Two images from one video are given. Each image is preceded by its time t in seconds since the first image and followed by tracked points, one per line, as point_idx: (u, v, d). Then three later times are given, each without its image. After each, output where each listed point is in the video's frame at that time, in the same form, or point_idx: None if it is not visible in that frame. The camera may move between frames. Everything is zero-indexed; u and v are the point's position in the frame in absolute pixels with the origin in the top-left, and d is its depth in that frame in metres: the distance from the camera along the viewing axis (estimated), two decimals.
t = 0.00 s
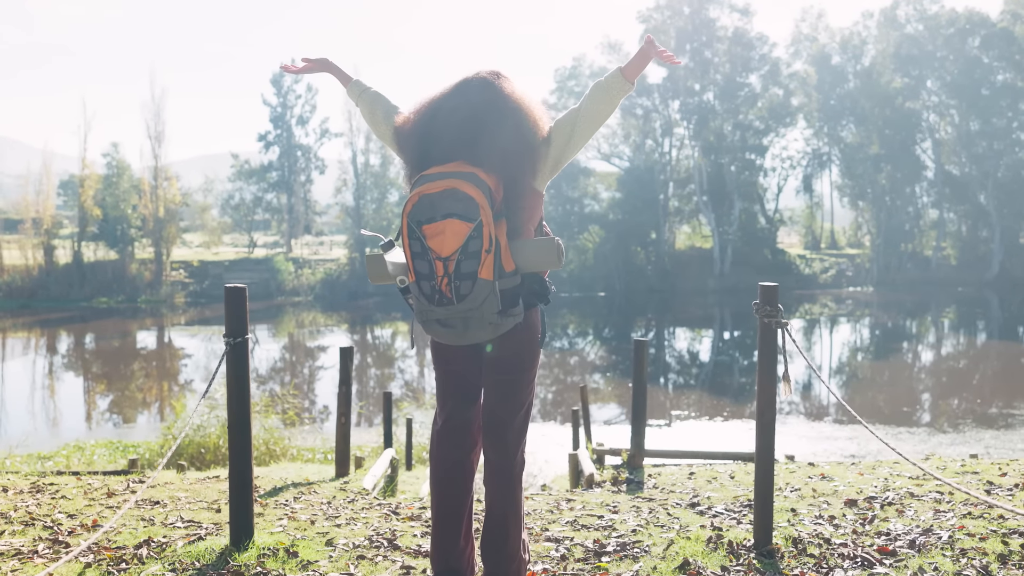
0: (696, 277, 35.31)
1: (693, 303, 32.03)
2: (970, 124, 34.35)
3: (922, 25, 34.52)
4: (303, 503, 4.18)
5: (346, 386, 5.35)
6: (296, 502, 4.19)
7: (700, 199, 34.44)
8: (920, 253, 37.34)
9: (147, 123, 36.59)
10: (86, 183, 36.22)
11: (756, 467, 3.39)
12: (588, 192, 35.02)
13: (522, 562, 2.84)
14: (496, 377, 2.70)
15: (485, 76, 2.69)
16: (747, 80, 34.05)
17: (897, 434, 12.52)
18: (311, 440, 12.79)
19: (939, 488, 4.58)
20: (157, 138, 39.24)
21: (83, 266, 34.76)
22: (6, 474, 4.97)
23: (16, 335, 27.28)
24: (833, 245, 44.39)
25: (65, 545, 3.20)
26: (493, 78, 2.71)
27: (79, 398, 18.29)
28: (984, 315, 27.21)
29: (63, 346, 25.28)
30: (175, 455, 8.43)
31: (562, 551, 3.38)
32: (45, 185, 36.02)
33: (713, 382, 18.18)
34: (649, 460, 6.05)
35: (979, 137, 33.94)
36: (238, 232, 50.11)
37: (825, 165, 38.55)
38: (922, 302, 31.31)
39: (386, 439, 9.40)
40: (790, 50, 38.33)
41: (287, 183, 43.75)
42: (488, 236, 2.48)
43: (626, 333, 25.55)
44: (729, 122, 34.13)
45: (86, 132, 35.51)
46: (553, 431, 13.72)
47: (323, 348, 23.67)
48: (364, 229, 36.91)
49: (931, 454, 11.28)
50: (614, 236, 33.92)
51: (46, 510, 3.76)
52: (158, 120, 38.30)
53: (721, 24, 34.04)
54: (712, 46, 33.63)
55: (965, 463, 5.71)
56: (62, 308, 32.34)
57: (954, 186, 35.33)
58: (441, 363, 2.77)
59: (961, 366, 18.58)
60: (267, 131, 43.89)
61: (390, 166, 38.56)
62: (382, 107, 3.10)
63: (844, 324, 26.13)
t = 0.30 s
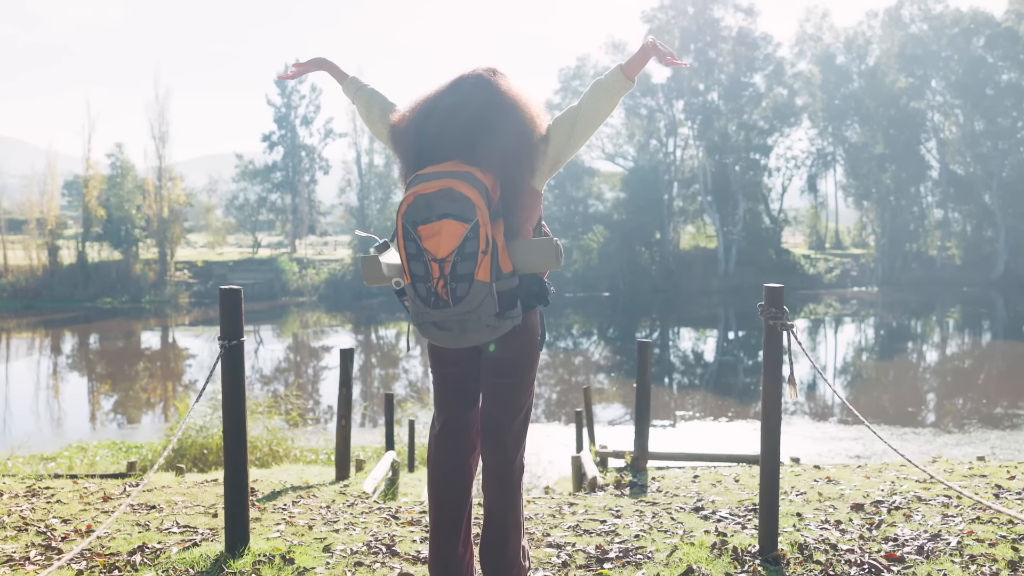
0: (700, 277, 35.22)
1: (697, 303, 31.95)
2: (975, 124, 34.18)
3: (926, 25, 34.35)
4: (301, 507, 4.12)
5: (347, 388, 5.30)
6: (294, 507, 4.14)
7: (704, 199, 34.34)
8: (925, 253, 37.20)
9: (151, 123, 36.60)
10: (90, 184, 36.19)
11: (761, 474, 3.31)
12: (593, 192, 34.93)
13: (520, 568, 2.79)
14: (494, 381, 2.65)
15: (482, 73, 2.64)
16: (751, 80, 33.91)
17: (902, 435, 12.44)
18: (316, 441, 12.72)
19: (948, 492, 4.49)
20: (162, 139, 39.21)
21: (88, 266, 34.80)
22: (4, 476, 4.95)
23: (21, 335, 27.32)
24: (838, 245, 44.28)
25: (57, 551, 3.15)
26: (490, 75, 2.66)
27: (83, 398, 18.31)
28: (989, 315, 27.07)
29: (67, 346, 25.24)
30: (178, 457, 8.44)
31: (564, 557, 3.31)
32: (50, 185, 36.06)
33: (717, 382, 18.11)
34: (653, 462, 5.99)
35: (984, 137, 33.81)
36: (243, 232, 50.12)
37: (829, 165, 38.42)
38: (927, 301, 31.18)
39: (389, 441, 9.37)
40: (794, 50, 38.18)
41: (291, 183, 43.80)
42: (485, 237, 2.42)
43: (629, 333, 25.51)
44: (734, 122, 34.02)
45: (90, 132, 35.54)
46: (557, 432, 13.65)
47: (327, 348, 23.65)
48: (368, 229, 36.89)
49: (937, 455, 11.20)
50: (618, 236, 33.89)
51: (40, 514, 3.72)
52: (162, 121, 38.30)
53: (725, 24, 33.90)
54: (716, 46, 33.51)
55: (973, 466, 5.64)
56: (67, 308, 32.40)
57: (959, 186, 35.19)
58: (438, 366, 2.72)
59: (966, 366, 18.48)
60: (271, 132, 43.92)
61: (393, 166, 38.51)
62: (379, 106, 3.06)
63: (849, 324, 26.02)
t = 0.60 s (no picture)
0: (706, 277, 35.13)
1: (704, 302, 31.87)
2: (983, 124, 34.04)
3: (933, 25, 34.19)
4: (301, 512, 4.07)
5: (349, 389, 5.24)
6: (295, 511, 4.10)
7: (711, 199, 34.23)
8: (932, 253, 37.04)
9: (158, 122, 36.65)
10: (97, 183, 36.25)
11: (768, 479, 3.25)
12: (599, 192, 34.85)
13: None
14: (495, 385, 2.60)
15: (481, 71, 2.58)
16: (758, 80, 33.80)
17: (910, 436, 12.37)
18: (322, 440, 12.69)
19: (957, 497, 4.42)
20: (169, 138, 39.25)
21: (95, 265, 34.85)
22: (5, 479, 4.94)
23: (28, 334, 27.39)
24: (844, 245, 44.14)
25: (52, 557, 3.12)
26: (489, 74, 2.60)
27: (90, 396, 18.34)
28: (996, 316, 26.93)
29: (75, 345, 25.28)
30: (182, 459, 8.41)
31: (567, 565, 3.25)
32: (57, 184, 36.13)
33: (723, 382, 18.05)
34: (659, 465, 5.92)
35: (992, 137, 33.69)
36: (249, 232, 50.15)
37: (836, 165, 38.26)
38: (934, 302, 31.04)
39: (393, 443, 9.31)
40: (800, 50, 38.02)
41: (298, 183, 43.79)
42: (483, 240, 2.37)
43: (636, 333, 25.46)
44: (740, 122, 33.90)
45: (97, 132, 35.60)
46: (563, 432, 13.59)
47: (333, 347, 23.64)
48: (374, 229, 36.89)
49: (944, 456, 11.13)
50: (625, 236, 33.88)
51: (36, 519, 3.70)
52: (169, 120, 38.35)
53: (732, 24, 33.80)
54: (722, 46, 33.44)
55: (982, 471, 5.56)
56: (74, 307, 32.47)
57: (967, 186, 35.05)
58: (438, 370, 2.67)
59: (973, 367, 18.37)
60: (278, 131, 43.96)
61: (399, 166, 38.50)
62: (376, 107, 3.01)
63: (856, 325, 25.90)
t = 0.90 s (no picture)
0: (714, 276, 35.03)
1: (711, 302, 31.76)
2: (992, 122, 33.85)
3: (943, 23, 33.95)
4: (303, 516, 4.03)
5: (353, 391, 5.20)
6: (295, 515, 4.05)
7: (719, 198, 34.06)
8: (941, 252, 36.82)
9: (166, 122, 36.73)
10: (106, 183, 36.36)
11: (777, 485, 3.18)
12: (607, 191, 34.75)
13: None
14: (498, 390, 2.55)
15: (481, 71, 2.53)
16: (766, 79, 33.66)
17: (919, 436, 12.28)
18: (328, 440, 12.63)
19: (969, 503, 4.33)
20: (177, 138, 39.30)
21: (104, 265, 34.96)
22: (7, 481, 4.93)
23: (37, 333, 27.51)
24: (853, 244, 43.98)
25: (49, 563, 3.08)
26: (489, 73, 2.55)
27: (99, 395, 18.40)
28: (1006, 315, 26.73)
29: (84, 344, 25.30)
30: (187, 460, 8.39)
31: (571, 573, 3.19)
32: (66, 184, 36.26)
33: (732, 381, 17.98)
34: (666, 468, 5.83)
35: (1002, 135, 33.52)
36: (258, 231, 50.23)
37: (845, 164, 38.06)
38: (943, 301, 30.86)
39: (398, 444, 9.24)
40: (809, 49, 37.81)
41: (306, 182, 43.77)
42: (482, 243, 2.32)
43: (644, 332, 25.39)
44: (749, 121, 33.75)
45: (105, 131, 35.71)
46: (570, 432, 13.50)
47: (341, 346, 23.64)
48: (382, 227, 36.86)
49: (955, 457, 11.02)
50: (633, 235, 33.85)
51: (35, 524, 3.66)
52: (177, 119, 38.42)
53: (740, 22, 33.67)
54: (731, 44, 33.30)
55: (994, 475, 5.46)
56: (83, 306, 32.58)
57: (976, 185, 34.82)
58: (439, 374, 2.63)
59: (983, 366, 18.22)
60: (286, 131, 43.99)
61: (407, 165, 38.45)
62: (376, 109, 2.97)
63: (865, 324, 25.75)
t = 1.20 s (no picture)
0: (724, 275, 34.88)
1: (721, 301, 31.61)
2: (1004, 119, 33.96)
3: (955, 20, 33.75)
4: (306, 521, 3.99)
5: (358, 393, 5.16)
6: (300, 521, 4.01)
7: (729, 197, 33.88)
8: (953, 251, 36.57)
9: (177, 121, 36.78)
10: (117, 182, 36.42)
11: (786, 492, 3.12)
12: (617, 189, 34.64)
13: None
14: (501, 398, 2.50)
15: (484, 71, 2.49)
16: (776, 77, 33.47)
17: (931, 436, 12.18)
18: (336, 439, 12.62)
19: (982, 508, 4.26)
20: (187, 137, 39.36)
21: (115, 264, 35.02)
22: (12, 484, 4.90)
23: (49, 332, 27.55)
24: (864, 242, 43.74)
25: (48, 570, 3.06)
26: (493, 73, 2.51)
27: (110, 394, 18.40)
28: (1019, 314, 26.49)
29: (95, 343, 25.35)
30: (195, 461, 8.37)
31: None
32: (77, 183, 36.34)
33: (742, 380, 17.88)
34: (675, 471, 5.76)
35: (1015, 132, 33.67)
36: (267, 230, 50.26)
37: (856, 162, 37.83)
38: (955, 300, 30.65)
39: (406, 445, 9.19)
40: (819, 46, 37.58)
41: (316, 181, 43.80)
42: (484, 247, 2.28)
43: (654, 331, 25.29)
44: (759, 119, 33.57)
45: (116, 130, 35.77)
46: (578, 432, 13.45)
47: (351, 345, 23.61)
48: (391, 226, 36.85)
49: (966, 457, 10.92)
50: (642, 234, 33.75)
51: (37, 529, 3.64)
52: (187, 119, 38.46)
53: (750, 20, 33.51)
54: (741, 42, 33.15)
55: (1008, 479, 5.37)
56: (94, 305, 32.64)
57: (989, 183, 34.57)
58: (442, 381, 2.59)
59: (995, 366, 18.06)
60: (295, 130, 44.03)
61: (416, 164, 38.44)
62: (378, 111, 2.93)
63: (876, 323, 25.58)
